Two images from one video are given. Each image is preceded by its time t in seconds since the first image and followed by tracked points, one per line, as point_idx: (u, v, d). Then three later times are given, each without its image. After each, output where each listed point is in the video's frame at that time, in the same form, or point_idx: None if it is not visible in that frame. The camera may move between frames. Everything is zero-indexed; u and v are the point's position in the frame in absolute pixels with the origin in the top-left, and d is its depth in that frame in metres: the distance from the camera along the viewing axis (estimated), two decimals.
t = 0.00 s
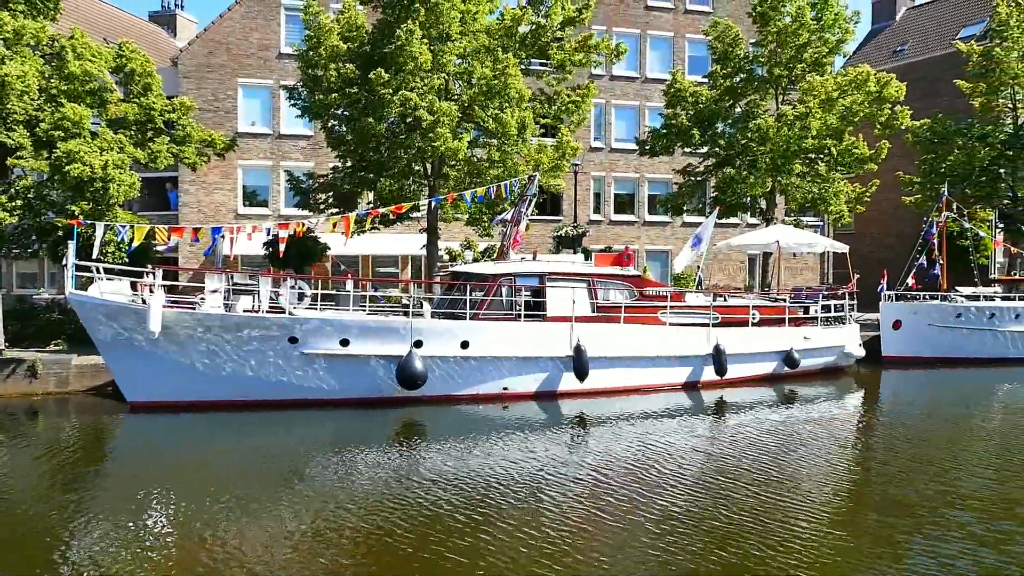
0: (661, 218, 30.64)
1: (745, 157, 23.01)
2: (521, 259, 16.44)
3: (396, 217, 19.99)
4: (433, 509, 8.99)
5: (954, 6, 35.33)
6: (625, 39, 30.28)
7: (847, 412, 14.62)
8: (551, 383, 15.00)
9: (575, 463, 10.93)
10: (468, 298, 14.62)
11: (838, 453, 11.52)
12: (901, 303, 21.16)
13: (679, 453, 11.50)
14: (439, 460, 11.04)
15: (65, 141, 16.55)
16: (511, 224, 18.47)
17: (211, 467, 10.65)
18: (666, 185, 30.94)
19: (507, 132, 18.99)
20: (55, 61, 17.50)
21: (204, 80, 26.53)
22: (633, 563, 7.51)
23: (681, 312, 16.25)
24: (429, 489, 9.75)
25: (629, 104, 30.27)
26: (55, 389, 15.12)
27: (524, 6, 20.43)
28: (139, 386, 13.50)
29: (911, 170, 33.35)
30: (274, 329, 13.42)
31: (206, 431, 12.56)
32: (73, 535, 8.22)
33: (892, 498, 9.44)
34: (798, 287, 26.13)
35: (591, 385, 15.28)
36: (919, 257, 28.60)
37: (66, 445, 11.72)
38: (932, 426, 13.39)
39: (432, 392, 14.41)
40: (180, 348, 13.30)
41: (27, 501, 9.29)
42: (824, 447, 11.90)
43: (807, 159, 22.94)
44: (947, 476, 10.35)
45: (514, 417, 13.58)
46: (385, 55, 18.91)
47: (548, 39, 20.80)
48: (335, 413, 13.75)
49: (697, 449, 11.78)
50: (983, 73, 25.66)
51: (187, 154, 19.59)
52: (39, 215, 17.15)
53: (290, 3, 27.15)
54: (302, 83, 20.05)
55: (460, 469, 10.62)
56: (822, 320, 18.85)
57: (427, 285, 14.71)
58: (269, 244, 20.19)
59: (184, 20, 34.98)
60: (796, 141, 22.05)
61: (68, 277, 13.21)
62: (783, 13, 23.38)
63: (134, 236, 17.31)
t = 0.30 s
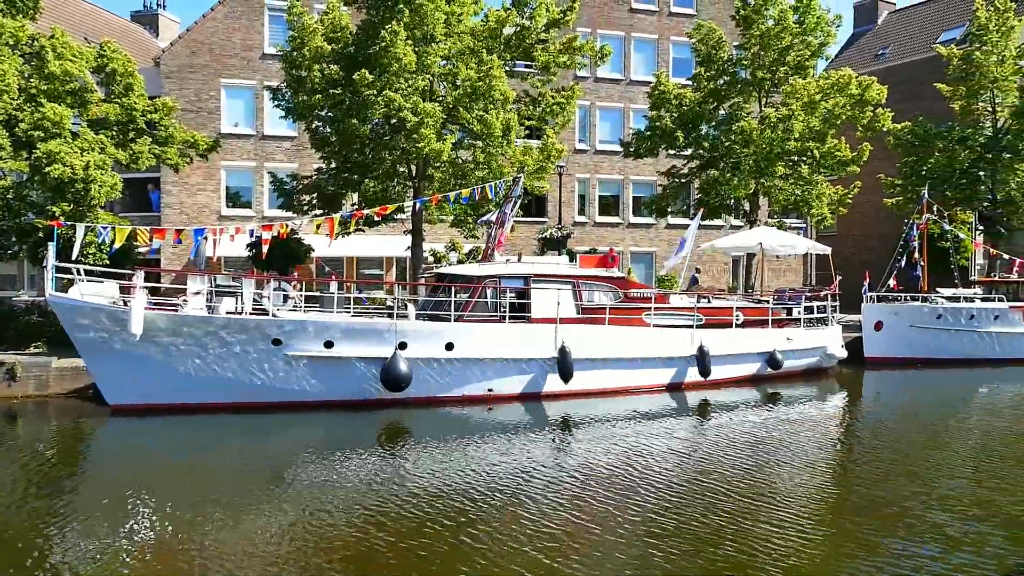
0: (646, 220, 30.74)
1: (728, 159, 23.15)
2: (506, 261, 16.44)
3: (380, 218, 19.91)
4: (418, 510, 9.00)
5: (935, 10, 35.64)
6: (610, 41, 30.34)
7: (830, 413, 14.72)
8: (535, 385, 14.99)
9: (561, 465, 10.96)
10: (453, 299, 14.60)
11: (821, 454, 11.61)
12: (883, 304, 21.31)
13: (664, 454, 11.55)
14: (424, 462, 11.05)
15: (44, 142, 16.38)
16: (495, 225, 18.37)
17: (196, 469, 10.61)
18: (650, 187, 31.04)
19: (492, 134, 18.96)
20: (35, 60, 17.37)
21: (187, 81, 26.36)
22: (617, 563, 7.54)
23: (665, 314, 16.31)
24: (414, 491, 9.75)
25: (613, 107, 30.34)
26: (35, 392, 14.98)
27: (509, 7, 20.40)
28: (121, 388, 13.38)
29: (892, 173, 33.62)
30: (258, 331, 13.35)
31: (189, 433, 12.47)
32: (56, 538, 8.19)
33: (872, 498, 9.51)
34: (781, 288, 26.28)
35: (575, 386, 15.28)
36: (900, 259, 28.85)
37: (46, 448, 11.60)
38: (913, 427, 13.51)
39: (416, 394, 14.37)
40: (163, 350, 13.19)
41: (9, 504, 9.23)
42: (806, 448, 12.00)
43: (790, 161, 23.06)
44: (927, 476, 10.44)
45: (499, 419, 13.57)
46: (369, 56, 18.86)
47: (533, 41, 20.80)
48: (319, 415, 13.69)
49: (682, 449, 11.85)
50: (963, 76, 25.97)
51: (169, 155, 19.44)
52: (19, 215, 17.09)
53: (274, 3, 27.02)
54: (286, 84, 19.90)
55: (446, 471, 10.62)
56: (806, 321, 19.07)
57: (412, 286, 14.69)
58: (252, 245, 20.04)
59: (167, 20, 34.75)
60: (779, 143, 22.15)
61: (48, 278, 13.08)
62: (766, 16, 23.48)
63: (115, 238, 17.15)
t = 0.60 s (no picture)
0: (628, 221, 30.82)
1: (710, 161, 23.29)
2: (489, 262, 16.44)
3: (362, 220, 19.83)
4: (402, 512, 8.98)
5: (913, 13, 35.97)
6: (592, 43, 30.40)
7: (811, 413, 14.82)
8: (518, 387, 14.98)
9: (546, 465, 10.96)
10: (435, 301, 14.57)
11: (804, 453, 11.67)
12: (862, 304, 21.46)
13: (648, 454, 11.57)
14: (409, 464, 11.02)
15: (21, 144, 16.20)
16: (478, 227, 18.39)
17: (178, 472, 10.55)
18: (632, 188, 31.12)
19: (474, 135, 18.92)
20: (11, 61, 17.16)
21: (166, 82, 26.14)
22: (598, 563, 7.54)
23: (647, 315, 16.36)
24: (398, 492, 9.72)
25: (596, 108, 30.40)
26: (12, 397, 14.79)
27: (490, 9, 20.37)
28: (100, 392, 13.21)
29: (871, 174, 33.91)
30: (239, 334, 13.26)
31: (169, 437, 12.35)
32: (35, 543, 8.11)
33: (853, 497, 9.56)
34: (762, 289, 26.43)
35: (558, 387, 15.28)
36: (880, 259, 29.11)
37: (23, 454, 11.45)
38: (893, 426, 13.61)
39: (399, 396, 14.31)
40: (142, 354, 13.06)
41: None
42: (789, 447, 12.06)
43: (771, 162, 23.19)
44: (906, 475, 10.50)
45: (483, 420, 13.54)
46: (351, 57, 18.79)
47: (515, 42, 20.81)
48: (301, 418, 13.61)
49: (666, 450, 11.88)
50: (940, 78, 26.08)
51: (148, 156, 19.27)
52: None
53: (255, 4, 26.85)
54: (267, 85, 19.77)
55: (431, 472, 10.60)
56: (787, 321, 19.22)
57: (395, 288, 14.64)
58: (233, 248, 19.90)
59: (146, 21, 34.47)
60: (759, 145, 22.30)
61: (26, 282, 12.93)
62: (746, 18, 23.60)
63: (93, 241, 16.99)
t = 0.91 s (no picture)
0: (610, 222, 30.89)
1: (691, 162, 23.41)
2: (470, 262, 16.46)
3: (343, 221, 19.75)
4: (383, 514, 8.95)
5: (891, 17, 36.33)
6: (574, 44, 30.45)
7: (791, 413, 14.91)
8: (499, 387, 14.96)
9: (527, 466, 10.95)
10: (417, 302, 14.54)
11: (783, 454, 11.74)
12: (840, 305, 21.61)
13: (630, 455, 11.59)
14: (392, 465, 11.00)
15: None
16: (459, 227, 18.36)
17: (159, 474, 10.48)
18: (614, 189, 31.20)
19: (456, 136, 18.87)
20: None
21: (145, 81, 25.90)
22: (577, 564, 7.54)
23: (629, 315, 16.41)
24: (381, 494, 9.70)
25: (578, 109, 30.46)
26: None
27: (472, 9, 20.36)
28: (74, 393, 13.03)
29: (850, 176, 34.21)
30: (218, 334, 13.16)
31: (148, 439, 12.22)
32: (12, 546, 8.03)
33: (829, 498, 9.59)
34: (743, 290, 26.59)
35: (539, 388, 15.27)
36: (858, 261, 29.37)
37: None
38: (871, 426, 13.71)
39: (380, 397, 14.24)
40: (120, 355, 12.92)
41: None
42: (769, 447, 12.14)
43: (751, 164, 23.31)
44: (882, 476, 10.57)
45: (464, 421, 13.50)
46: (332, 57, 18.71)
47: (497, 43, 20.80)
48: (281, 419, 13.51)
49: (646, 450, 11.93)
50: (917, 82, 26.40)
51: (126, 156, 19.08)
52: None
53: (235, 2, 26.67)
54: (247, 84, 19.63)
55: (412, 474, 10.56)
56: (766, 321, 19.35)
57: (375, 288, 14.60)
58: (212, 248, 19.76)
59: (124, 18, 34.15)
60: (739, 147, 22.40)
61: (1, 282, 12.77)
62: (727, 21, 23.72)
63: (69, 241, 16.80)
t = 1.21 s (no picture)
0: (586, 223, 30.96)
1: (667, 164, 23.53)
2: (446, 262, 16.45)
3: (318, 220, 19.61)
4: (355, 514, 8.87)
5: (864, 22, 36.76)
6: (550, 45, 30.49)
7: (764, 413, 15.01)
8: (475, 388, 14.93)
9: (502, 467, 10.91)
10: (392, 301, 14.49)
11: (756, 454, 11.81)
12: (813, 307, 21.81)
13: (605, 456, 11.59)
14: (366, 465, 10.92)
15: None
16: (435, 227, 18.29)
17: (132, 476, 10.33)
18: (590, 189, 31.27)
19: (432, 135, 18.81)
20: None
21: (116, 76, 25.57)
22: (549, 565, 7.51)
23: (604, 316, 16.47)
24: (354, 495, 9.62)
25: (554, 110, 30.50)
26: None
27: (449, 9, 20.31)
28: (43, 393, 12.78)
29: (823, 179, 34.58)
30: (190, 334, 13.02)
31: (118, 440, 12.03)
32: None
33: (800, 498, 9.61)
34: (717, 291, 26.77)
35: (515, 389, 15.25)
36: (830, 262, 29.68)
37: None
38: (842, 426, 13.84)
39: (354, 398, 14.14)
40: (90, 355, 12.74)
41: None
42: (742, 447, 12.20)
43: (726, 166, 23.46)
44: (852, 475, 10.62)
45: (439, 422, 13.43)
46: (307, 54, 18.58)
47: (474, 43, 20.77)
48: (255, 420, 13.36)
49: (620, 450, 11.94)
50: (888, 87, 26.73)
51: (97, 152, 18.82)
52: None
53: None
54: (221, 81, 19.44)
55: (387, 474, 10.50)
56: (740, 322, 19.50)
57: (351, 288, 14.52)
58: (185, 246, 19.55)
59: (95, 13, 33.69)
60: (714, 149, 22.54)
61: None
62: (703, 24, 23.87)
63: (37, 238, 16.54)
